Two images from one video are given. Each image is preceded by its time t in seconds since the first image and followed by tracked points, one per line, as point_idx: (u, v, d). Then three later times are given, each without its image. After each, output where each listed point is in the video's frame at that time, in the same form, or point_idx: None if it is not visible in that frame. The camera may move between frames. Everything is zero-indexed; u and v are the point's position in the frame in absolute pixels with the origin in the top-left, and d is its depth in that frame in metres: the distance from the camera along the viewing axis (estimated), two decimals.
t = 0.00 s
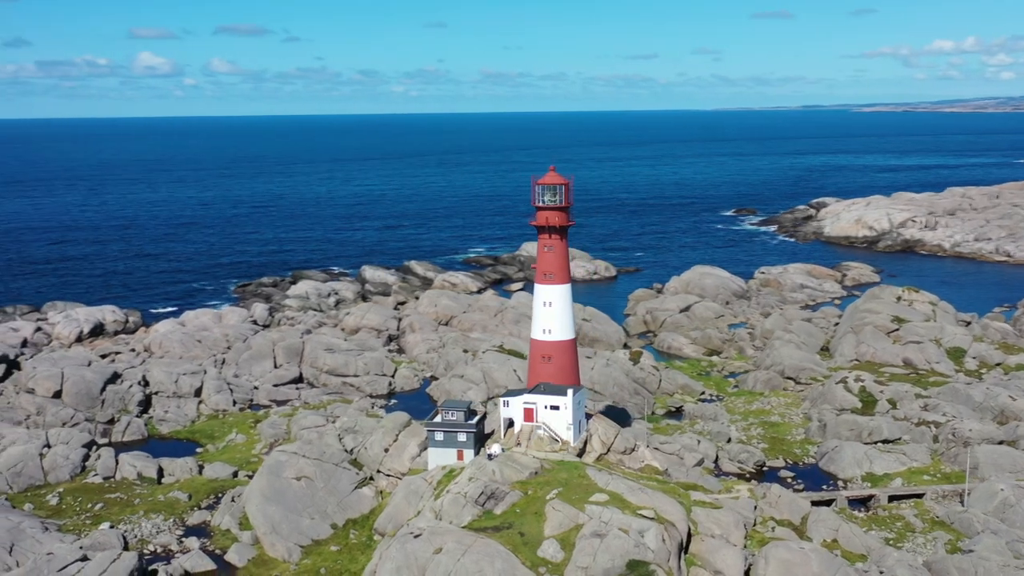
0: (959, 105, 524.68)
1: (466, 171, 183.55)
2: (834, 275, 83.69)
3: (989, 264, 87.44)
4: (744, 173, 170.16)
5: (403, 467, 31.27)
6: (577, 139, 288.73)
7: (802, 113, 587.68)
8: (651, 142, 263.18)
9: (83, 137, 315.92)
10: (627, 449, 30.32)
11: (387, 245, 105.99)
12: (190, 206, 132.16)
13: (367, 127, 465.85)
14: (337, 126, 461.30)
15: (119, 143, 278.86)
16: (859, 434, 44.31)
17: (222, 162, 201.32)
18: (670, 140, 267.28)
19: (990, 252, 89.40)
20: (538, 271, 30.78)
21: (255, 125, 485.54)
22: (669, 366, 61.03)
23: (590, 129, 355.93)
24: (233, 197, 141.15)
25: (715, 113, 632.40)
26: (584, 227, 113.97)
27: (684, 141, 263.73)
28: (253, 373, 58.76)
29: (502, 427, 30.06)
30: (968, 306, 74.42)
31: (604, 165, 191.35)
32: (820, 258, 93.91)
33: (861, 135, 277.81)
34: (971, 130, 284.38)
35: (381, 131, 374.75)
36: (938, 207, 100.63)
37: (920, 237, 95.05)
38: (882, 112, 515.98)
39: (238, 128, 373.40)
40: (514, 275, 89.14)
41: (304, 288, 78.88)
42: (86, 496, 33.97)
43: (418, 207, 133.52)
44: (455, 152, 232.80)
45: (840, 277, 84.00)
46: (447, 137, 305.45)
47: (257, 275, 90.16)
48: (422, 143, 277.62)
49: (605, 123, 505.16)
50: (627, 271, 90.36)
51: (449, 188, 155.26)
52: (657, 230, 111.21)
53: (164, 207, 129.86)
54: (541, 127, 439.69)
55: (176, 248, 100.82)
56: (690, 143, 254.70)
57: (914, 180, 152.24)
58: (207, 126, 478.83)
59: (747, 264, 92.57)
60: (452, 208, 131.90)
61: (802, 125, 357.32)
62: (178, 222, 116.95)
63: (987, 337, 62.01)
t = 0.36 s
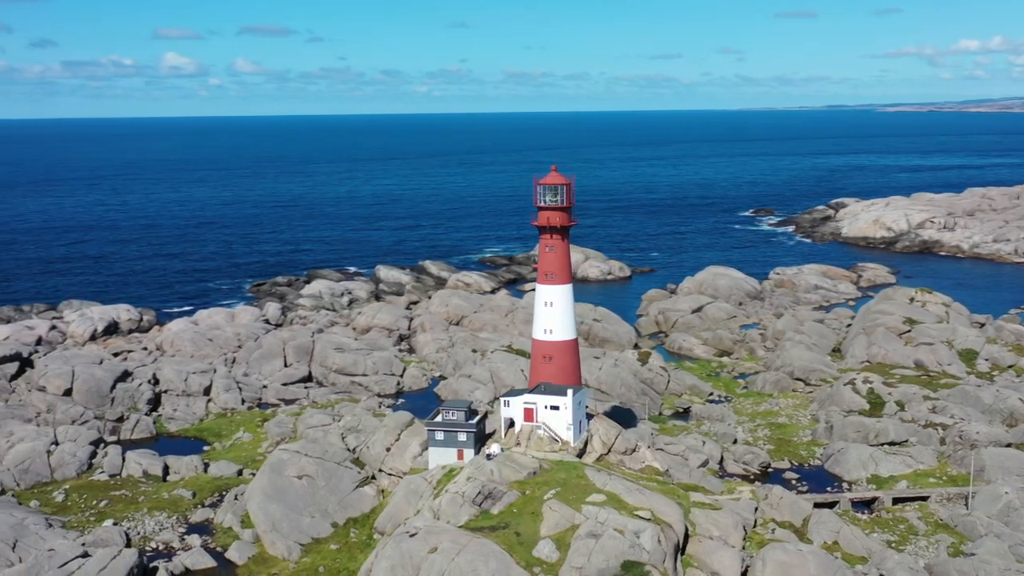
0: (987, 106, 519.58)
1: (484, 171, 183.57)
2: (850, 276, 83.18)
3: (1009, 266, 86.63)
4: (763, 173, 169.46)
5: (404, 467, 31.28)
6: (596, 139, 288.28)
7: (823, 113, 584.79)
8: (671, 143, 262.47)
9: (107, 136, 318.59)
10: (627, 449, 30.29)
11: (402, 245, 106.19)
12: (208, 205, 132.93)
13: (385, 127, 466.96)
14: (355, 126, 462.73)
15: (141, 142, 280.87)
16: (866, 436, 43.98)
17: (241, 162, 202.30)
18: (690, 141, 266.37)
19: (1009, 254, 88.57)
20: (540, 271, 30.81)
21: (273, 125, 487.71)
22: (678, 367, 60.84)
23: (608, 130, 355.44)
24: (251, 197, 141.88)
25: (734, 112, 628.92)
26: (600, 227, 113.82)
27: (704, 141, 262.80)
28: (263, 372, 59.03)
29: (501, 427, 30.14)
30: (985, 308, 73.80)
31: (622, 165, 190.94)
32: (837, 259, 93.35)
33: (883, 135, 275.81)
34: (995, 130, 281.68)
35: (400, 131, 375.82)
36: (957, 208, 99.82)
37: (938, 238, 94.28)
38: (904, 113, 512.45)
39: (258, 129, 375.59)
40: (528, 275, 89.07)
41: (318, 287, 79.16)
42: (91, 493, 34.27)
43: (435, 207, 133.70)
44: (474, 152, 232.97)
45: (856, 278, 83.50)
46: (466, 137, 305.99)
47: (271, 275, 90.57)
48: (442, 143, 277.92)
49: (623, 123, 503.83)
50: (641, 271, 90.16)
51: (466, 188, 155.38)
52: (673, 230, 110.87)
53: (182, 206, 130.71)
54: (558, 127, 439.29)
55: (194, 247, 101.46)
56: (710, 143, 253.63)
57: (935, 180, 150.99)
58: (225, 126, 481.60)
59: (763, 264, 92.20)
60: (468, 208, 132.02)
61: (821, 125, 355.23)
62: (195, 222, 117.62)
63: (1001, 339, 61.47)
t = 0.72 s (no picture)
0: (1010, 105, 513.92)
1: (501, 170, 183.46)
2: (865, 277, 82.64)
3: None
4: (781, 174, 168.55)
5: (406, 466, 31.30)
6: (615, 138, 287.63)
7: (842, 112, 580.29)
8: (690, 143, 261.45)
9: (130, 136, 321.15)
10: (629, 450, 30.25)
11: (418, 244, 106.34)
12: (226, 204, 133.64)
13: (402, 127, 467.85)
14: (371, 126, 463.93)
15: (162, 142, 282.71)
16: (872, 438, 43.71)
17: (259, 161, 203.16)
18: (710, 141, 265.45)
19: None
20: (541, 271, 30.84)
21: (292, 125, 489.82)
22: (687, 367, 60.69)
23: (626, 130, 354.76)
24: (268, 196, 142.52)
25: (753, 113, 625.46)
26: (616, 227, 113.55)
27: (723, 141, 261.52)
28: (273, 371, 59.26)
29: (502, 427, 30.17)
30: (1003, 310, 73.08)
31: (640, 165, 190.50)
32: (853, 260, 92.70)
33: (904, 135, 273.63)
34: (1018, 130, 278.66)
35: (418, 130, 376.74)
36: (977, 209, 98.89)
37: (956, 239, 93.47)
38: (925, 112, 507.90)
39: (278, 129, 377.73)
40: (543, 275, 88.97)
41: (332, 286, 79.41)
42: (97, 490, 34.55)
43: (451, 207, 133.84)
44: (492, 152, 233.03)
45: (871, 279, 82.97)
46: (485, 137, 306.25)
47: (286, 274, 90.97)
48: (460, 142, 278.03)
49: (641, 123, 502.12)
50: (655, 271, 89.97)
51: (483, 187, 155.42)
52: (688, 231, 110.52)
53: (199, 206, 131.55)
54: (576, 127, 438.63)
55: (210, 247, 102.02)
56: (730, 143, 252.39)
57: (956, 181, 149.56)
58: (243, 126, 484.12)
59: (778, 265, 91.78)
60: (485, 208, 132.04)
61: (841, 125, 352.91)
62: (212, 221, 118.29)
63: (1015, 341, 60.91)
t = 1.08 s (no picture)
0: None
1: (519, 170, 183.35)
2: (882, 278, 82.06)
3: None
4: (801, 174, 167.53)
5: (408, 465, 31.30)
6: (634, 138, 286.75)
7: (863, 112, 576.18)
8: (710, 143, 260.31)
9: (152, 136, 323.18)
10: (629, 450, 30.23)
11: (434, 244, 106.50)
12: (243, 204, 134.35)
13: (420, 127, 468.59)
14: (389, 126, 465.05)
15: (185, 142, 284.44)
16: (879, 440, 43.45)
17: (279, 161, 204.15)
18: (730, 141, 264.10)
19: None
20: (543, 271, 30.83)
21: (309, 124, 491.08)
22: (697, 369, 60.47)
23: (643, 130, 353.84)
24: (286, 196, 143.16)
25: (775, 112, 620.86)
26: (632, 228, 113.30)
27: (744, 141, 260.25)
28: (283, 370, 59.50)
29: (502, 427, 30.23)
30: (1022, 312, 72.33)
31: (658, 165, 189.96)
32: (871, 261, 92.04)
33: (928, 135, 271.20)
34: None
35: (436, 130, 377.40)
36: (997, 211, 97.88)
37: (976, 240, 92.64)
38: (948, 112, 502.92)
39: (297, 130, 379.44)
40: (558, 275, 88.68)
41: (345, 286, 79.66)
42: (103, 487, 34.85)
43: (468, 207, 133.88)
44: (511, 152, 233.04)
45: (888, 279, 82.37)
46: (505, 137, 306.12)
47: (301, 274, 91.34)
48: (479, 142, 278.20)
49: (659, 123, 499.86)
50: (670, 271, 89.76)
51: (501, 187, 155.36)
52: (704, 231, 110.16)
53: (218, 205, 132.33)
54: (593, 127, 437.80)
55: (227, 246, 102.62)
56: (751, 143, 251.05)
57: (979, 181, 148.08)
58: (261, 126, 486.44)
59: (794, 266, 91.33)
60: (501, 208, 132.05)
61: (862, 125, 350.23)
62: (229, 221, 118.96)
63: None
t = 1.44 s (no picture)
0: None
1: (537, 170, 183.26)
2: (898, 279, 81.51)
3: None
4: (821, 175, 166.43)
5: (409, 464, 31.33)
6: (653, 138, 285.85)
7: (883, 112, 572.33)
8: (730, 143, 259.22)
9: (173, 137, 324.97)
10: (630, 451, 30.24)
11: (450, 244, 106.67)
12: (261, 203, 135.07)
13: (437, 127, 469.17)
14: (406, 126, 465.92)
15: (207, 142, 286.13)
16: (885, 442, 43.24)
17: (297, 161, 204.93)
18: (749, 142, 262.61)
19: None
20: (545, 271, 30.83)
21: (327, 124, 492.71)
22: (707, 369, 60.28)
23: (662, 130, 352.76)
24: (304, 195, 143.82)
25: (795, 113, 617.89)
26: (647, 228, 113.04)
27: (764, 142, 258.97)
28: (292, 369, 59.79)
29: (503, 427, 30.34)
30: None
31: (677, 165, 189.31)
32: (888, 262, 91.39)
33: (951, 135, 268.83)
34: None
35: (453, 130, 377.84)
36: (1017, 212, 96.97)
37: (995, 241, 91.81)
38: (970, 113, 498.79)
39: (315, 131, 380.36)
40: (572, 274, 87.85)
41: (359, 285, 79.92)
42: (108, 484, 35.18)
43: (485, 207, 133.95)
44: (530, 151, 233.03)
45: (904, 280, 81.81)
46: (526, 137, 305.58)
47: (316, 273, 91.71)
48: (498, 142, 278.22)
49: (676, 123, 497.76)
50: (684, 272, 89.55)
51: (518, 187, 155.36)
52: (720, 232, 109.76)
53: (235, 205, 133.08)
54: (610, 127, 436.69)
55: (243, 246, 103.18)
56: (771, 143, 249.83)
57: (1001, 182, 146.68)
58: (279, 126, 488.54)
59: (810, 267, 90.93)
60: (518, 208, 132.08)
61: (884, 125, 347.51)
62: (245, 220, 119.59)
63: None
